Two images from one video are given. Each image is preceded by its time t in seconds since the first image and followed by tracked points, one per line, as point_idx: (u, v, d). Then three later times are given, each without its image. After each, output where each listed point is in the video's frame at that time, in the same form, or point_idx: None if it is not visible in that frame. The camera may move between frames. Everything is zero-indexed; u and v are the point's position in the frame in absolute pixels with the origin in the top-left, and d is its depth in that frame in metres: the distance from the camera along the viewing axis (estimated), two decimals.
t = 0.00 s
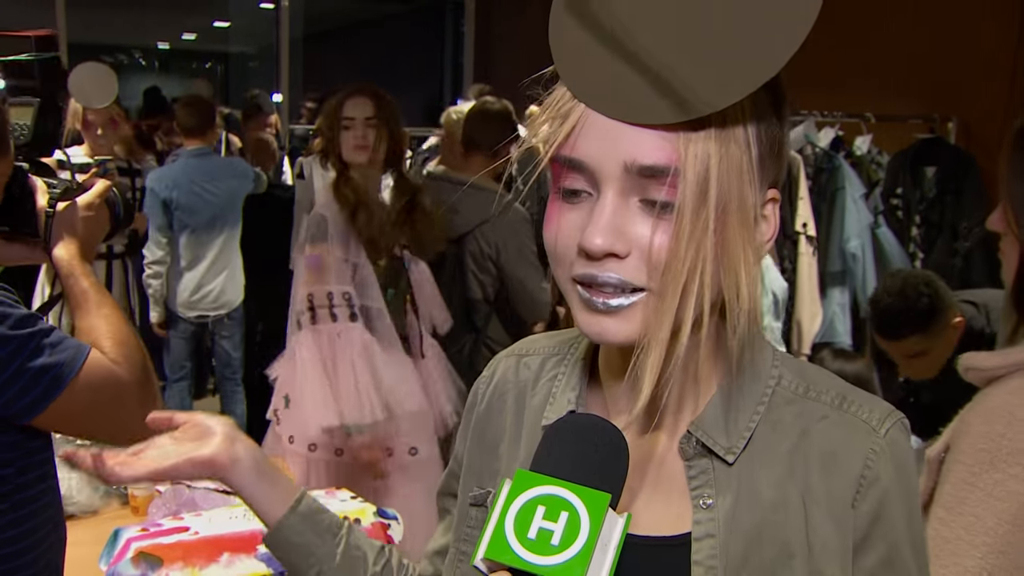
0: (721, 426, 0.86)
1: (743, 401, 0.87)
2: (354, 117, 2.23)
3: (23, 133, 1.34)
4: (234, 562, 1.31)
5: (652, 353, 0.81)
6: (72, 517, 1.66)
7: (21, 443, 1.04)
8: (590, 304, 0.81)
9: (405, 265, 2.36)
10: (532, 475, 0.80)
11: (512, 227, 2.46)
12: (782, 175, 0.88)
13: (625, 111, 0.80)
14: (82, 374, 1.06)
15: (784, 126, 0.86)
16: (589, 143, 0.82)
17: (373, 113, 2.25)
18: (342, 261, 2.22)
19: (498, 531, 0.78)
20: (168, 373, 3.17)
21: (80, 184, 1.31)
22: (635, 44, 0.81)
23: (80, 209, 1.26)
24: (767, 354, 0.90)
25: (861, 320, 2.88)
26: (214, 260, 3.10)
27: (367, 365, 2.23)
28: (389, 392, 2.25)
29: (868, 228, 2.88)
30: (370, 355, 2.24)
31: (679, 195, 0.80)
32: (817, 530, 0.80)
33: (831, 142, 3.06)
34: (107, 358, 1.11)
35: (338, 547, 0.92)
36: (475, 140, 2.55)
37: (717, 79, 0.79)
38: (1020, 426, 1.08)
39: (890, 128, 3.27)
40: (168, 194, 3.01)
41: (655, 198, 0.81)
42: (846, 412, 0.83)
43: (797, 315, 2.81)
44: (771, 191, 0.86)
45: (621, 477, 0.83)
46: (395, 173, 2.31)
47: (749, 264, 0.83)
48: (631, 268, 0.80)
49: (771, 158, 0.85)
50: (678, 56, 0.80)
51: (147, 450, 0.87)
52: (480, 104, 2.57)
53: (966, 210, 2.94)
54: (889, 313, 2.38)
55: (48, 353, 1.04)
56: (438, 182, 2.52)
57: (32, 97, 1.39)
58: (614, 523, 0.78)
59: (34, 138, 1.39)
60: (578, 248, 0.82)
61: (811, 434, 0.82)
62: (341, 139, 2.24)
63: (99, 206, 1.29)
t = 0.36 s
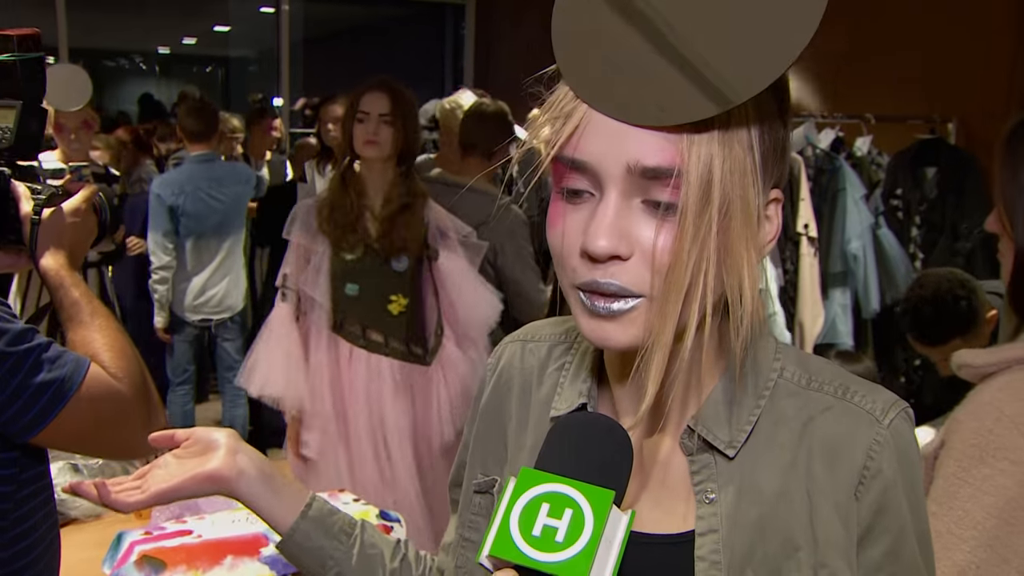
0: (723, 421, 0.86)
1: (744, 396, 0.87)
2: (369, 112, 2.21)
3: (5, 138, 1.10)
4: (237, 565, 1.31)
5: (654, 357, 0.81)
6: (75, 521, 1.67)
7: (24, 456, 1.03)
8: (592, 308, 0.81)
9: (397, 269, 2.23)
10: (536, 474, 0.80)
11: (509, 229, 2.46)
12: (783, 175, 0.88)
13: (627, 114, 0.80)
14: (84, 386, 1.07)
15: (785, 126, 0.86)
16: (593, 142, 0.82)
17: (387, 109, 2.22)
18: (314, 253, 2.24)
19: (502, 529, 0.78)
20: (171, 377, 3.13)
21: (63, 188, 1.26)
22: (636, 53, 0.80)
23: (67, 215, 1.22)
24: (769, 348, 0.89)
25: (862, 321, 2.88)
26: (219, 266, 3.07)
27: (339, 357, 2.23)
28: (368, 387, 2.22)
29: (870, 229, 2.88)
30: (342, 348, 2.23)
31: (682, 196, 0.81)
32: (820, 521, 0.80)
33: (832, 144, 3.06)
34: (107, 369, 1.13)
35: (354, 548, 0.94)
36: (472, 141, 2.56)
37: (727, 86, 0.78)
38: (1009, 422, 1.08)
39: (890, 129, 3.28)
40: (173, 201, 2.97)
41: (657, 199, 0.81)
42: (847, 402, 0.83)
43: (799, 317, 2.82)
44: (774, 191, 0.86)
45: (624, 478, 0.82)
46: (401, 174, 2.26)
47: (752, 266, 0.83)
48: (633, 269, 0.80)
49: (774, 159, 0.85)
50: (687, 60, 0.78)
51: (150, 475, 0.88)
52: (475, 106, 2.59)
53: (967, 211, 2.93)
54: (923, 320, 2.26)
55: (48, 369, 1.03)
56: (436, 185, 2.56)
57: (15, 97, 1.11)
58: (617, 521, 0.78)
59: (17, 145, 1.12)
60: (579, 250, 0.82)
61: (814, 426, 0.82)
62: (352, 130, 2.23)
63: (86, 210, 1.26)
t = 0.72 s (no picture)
0: (718, 421, 0.86)
1: (738, 396, 0.87)
2: (360, 129, 2.29)
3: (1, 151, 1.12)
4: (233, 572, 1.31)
5: (651, 357, 0.81)
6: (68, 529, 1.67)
7: (14, 468, 1.02)
8: (589, 310, 0.81)
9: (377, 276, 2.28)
10: (533, 477, 0.80)
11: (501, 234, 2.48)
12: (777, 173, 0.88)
13: (624, 117, 0.80)
14: (77, 395, 1.06)
15: (775, 127, 0.86)
16: (587, 145, 0.83)
17: (379, 124, 2.30)
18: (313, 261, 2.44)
19: (500, 534, 0.78)
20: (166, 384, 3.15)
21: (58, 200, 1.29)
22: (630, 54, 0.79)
23: (60, 226, 1.25)
24: (762, 347, 0.89)
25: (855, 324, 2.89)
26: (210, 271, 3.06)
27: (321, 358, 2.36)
28: (336, 390, 2.30)
29: (863, 232, 2.88)
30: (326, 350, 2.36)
31: (679, 199, 0.81)
32: (817, 520, 0.80)
33: (824, 146, 3.09)
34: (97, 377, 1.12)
35: (365, 565, 0.90)
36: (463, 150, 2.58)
37: (722, 89, 0.78)
38: (995, 424, 1.08)
39: (882, 132, 3.28)
40: (172, 210, 2.97)
41: (653, 202, 0.81)
42: (840, 399, 0.83)
43: (792, 320, 2.83)
44: (765, 194, 0.86)
45: (623, 479, 0.82)
46: (397, 182, 2.31)
47: (749, 266, 0.83)
48: (630, 272, 0.80)
49: (766, 161, 0.85)
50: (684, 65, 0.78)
51: (151, 510, 0.84)
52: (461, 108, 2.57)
53: (960, 211, 2.93)
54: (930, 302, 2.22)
55: (37, 382, 1.03)
56: (429, 190, 2.61)
57: (12, 109, 1.12)
58: (615, 525, 0.78)
59: (13, 156, 1.14)
60: (575, 253, 0.82)
61: (808, 423, 0.82)
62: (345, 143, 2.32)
63: (80, 220, 1.28)
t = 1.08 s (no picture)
0: (721, 422, 0.86)
1: (742, 397, 0.87)
2: (360, 145, 2.38)
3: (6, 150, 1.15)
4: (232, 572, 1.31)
5: (650, 358, 0.80)
6: (66, 530, 1.66)
7: (16, 466, 1.02)
8: (587, 309, 0.81)
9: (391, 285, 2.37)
10: (545, 486, 0.80)
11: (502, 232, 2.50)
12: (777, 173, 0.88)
13: (621, 115, 0.80)
14: (79, 393, 1.06)
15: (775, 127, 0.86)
16: (585, 146, 0.82)
17: (377, 138, 2.39)
18: (318, 273, 2.50)
19: (511, 541, 0.77)
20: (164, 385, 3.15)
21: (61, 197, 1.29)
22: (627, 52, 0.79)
23: (63, 224, 1.24)
24: (766, 349, 0.89)
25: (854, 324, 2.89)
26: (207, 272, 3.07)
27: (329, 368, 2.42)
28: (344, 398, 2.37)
29: (862, 233, 2.88)
30: (334, 360, 2.42)
31: (675, 198, 0.80)
32: (821, 520, 0.80)
33: (823, 147, 3.09)
34: (99, 380, 1.11)
35: None
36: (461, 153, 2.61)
37: (717, 88, 0.78)
38: (1002, 428, 1.08)
39: (882, 133, 3.26)
40: (173, 211, 2.96)
41: (650, 201, 0.81)
42: (845, 401, 0.82)
43: (791, 320, 2.83)
44: (764, 195, 0.86)
45: (634, 486, 0.82)
46: (401, 192, 2.41)
47: (746, 265, 0.82)
48: (630, 271, 0.80)
49: (763, 160, 0.85)
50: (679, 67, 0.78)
51: (162, 526, 0.85)
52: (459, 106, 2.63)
53: (960, 211, 2.93)
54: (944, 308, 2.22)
55: (39, 380, 1.03)
56: (431, 189, 2.63)
57: (17, 110, 1.14)
58: (626, 533, 0.77)
59: (19, 156, 1.17)
60: (573, 253, 0.82)
61: (812, 425, 0.82)
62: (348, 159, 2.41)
63: (79, 220, 1.27)
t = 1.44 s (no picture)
0: (729, 420, 0.86)
1: (749, 395, 0.86)
2: (364, 146, 2.39)
3: (18, 149, 1.18)
4: (234, 571, 1.31)
5: (674, 362, 0.81)
6: (68, 528, 1.66)
7: (23, 461, 1.03)
8: (603, 311, 0.80)
9: (388, 283, 2.37)
10: (546, 484, 0.80)
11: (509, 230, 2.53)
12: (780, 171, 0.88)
13: (635, 120, 0.80)
14: (85, 391, 1.05)
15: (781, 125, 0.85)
16: (598, 147, 0.82)
17: (381, 140, 2.40)
18: (319, 273, 2.52)
19: (512, 539, 0.77)
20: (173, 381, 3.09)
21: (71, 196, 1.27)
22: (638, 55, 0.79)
23: (73, 222, 1.23)
24: (773, 347, 0.88)
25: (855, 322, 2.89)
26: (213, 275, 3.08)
27: (331, 369, 2.44)
28: (349, 398, 2.40)
29: (864, 230, 2.87)
30: (336, 361, 2.44)
31: (691, 198, 0.80)
32: (826, 517, 0.80)
33: (825, 145, 3.07)
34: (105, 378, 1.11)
35: None
36: (464, 151, 2.62)
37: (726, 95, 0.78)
38: (1012, 426, 1.07)
39: (884, 131, 3.25)
40: (179, 211, 2.97)
41: (664, 202, 0.81)
42: (851, 400, 0.82)
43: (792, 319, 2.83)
44: (772, 191, 0.86)
45: (634, 485, 0.82)
46: (402, 193, 2.41)
47: (760, 266, 0.83)
48: (644, 272, 0.80)
49: (770, 157, 0.85)
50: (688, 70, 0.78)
51: (151, 536, 0.84)
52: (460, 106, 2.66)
53: (962, 211, 2.91)
54: (962, 291, 2.17)
55: (46, 377, 1.02)
56: (437, 189, 2.64)
57: (29, 109, 1.17)
58: (627, 532, 0.77)
59: (30, 155, 1.20)
60: (589, 256, 0.81)
61: (818, 423, 0.82)
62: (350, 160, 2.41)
63: (89, 217, 1.26)
